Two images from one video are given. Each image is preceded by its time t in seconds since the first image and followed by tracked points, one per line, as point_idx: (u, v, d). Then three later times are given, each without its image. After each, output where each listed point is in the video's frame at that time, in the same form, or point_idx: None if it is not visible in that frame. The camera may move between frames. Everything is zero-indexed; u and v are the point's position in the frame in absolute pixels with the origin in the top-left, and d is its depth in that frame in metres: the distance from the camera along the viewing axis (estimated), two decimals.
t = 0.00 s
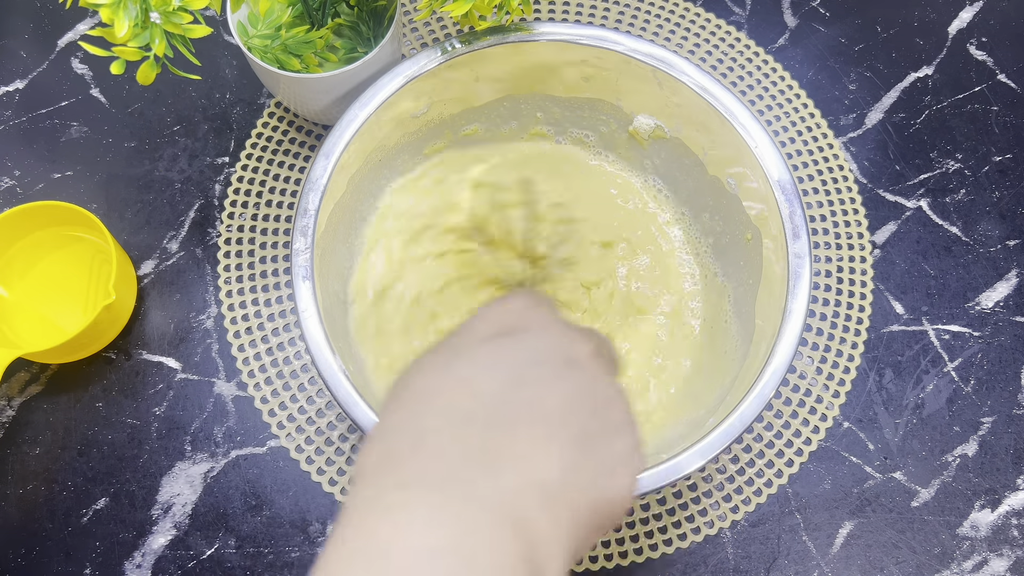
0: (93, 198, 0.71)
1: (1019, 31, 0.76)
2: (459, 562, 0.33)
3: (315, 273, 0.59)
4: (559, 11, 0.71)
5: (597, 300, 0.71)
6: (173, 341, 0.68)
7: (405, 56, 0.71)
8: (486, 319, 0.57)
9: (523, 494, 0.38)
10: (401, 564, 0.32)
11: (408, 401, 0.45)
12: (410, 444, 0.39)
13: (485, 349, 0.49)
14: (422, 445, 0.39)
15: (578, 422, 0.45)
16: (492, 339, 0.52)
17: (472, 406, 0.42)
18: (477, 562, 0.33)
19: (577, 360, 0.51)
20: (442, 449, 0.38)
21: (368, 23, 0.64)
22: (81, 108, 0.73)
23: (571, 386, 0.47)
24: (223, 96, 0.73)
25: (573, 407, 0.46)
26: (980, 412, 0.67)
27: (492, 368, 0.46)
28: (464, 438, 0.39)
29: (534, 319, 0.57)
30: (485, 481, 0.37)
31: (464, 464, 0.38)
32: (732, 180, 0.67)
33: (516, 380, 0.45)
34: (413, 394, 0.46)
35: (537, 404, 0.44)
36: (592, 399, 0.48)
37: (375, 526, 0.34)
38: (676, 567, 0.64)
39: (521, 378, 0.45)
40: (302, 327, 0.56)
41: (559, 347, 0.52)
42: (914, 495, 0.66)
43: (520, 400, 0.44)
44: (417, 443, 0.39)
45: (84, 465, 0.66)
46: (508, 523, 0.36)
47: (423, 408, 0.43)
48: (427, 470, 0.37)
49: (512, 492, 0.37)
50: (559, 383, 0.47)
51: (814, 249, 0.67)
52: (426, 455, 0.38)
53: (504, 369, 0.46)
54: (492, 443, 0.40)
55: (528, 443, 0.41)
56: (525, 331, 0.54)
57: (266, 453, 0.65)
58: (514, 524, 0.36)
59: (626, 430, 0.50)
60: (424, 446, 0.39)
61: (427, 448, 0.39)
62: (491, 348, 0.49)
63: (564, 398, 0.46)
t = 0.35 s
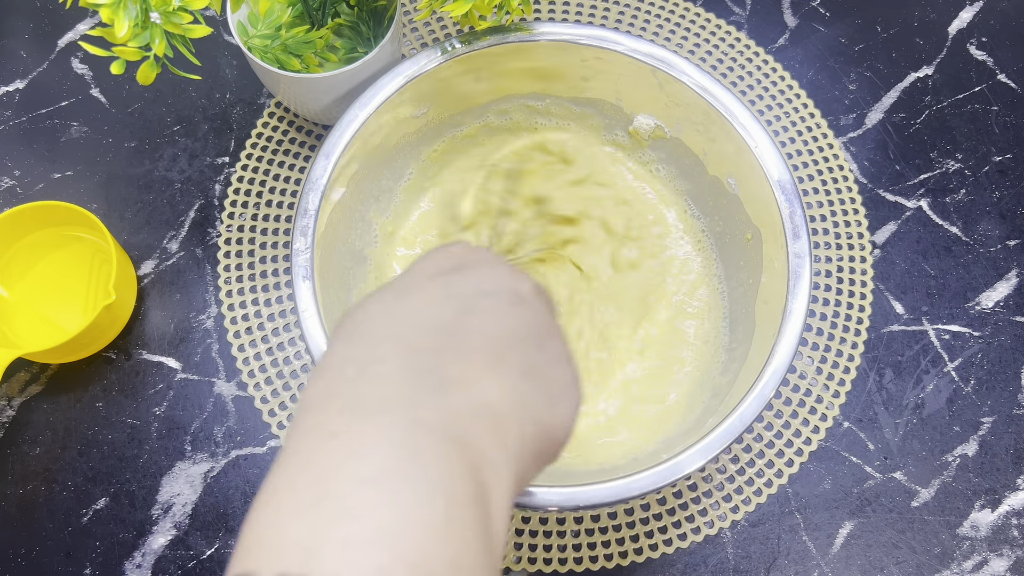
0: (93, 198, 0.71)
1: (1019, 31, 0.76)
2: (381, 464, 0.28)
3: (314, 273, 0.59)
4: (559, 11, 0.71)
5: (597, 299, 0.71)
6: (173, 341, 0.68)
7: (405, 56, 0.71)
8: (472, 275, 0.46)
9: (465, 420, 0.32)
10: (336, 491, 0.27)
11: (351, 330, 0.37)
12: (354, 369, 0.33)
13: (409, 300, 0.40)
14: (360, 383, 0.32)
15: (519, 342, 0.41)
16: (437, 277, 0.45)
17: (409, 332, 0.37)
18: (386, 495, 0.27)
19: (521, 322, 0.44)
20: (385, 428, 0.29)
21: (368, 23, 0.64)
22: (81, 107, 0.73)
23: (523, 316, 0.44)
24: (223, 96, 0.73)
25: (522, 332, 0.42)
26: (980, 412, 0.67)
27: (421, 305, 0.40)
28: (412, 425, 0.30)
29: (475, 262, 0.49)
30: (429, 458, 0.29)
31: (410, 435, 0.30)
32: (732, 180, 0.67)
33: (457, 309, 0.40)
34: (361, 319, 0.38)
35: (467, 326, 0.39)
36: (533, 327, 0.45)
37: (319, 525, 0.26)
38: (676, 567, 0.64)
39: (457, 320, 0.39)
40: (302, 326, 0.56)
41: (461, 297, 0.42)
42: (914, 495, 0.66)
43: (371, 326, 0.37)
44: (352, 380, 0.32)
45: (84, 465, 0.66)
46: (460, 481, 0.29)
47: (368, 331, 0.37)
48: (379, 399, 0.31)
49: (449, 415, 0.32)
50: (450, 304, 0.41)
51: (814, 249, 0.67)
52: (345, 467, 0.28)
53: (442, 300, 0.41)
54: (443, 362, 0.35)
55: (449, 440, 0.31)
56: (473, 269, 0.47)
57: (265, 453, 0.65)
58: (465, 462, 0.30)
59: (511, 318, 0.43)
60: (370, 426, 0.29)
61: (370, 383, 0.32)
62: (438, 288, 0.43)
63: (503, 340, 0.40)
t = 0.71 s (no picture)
0: (93, 198, 0.71)
1: (1019, 31, 0.76)
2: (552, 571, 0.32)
3: (315, 273, 0.59)
4: (559, 11, 0.71)
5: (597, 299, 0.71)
6: (173, 341, 0.68)
7: (405, 56, 0.71)
8: (598, 391, 0.44)
9: (572, 520, 0.34)
10: None
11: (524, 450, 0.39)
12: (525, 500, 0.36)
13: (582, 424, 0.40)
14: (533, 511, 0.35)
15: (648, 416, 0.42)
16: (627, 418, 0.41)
17: (596, 469, 0.37)
18: None
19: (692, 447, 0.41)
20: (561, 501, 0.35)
21: (368, 23, 0.64)
22: (81, 108, 0.73)
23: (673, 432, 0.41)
24: (223, 96, 0.73)
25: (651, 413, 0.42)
26: (980, 412, 0.67)
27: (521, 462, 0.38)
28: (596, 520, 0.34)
29: (666, 404, 0.44)
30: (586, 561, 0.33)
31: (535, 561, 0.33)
32: (732, 180, 0.67)
33: (590, 427, 0.40)
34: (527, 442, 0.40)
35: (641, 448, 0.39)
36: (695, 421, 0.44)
37: None
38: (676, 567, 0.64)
39: (595, 442, 0.38)
40: (302, 326, 0.57)
41: (656, 429, 0.41)
42: (914, 495, 0.66)
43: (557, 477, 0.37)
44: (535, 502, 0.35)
45: (84, 465, 0.66)
46: None
47: (545, 443, 0.39)
48: None
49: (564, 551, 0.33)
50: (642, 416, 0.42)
51: (814, 249, 0.67)
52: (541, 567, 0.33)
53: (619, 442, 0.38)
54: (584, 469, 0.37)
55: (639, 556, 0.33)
56: (664, 413, 0.43)
57: (266, 453, 0.65)
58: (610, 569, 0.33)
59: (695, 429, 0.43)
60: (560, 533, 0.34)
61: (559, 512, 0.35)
62: (615, 429, 0.40)
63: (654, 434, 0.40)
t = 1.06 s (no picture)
0: (93, 198, 0.71)
1: (1019, 31, 0.76)
2: (500, 511, 0.36)
3: (315, 273, 0.59)
4: (559, 11, 0.71)
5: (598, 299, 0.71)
6: (173, 341, 0.68)
7: (405, 56, 0.71)
8: (500, 316, 0.54)
9: (526, 504, 0.37)
10: (401, 559, 0.31)
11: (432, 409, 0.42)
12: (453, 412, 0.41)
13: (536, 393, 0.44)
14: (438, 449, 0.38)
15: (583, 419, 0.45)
16: (512, 339, 0.49)
17: (481, 420, 0.40)
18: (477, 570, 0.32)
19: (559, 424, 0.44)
20: (450, 499, 0.34)
21: (368, 23, 0.64)
22: (81, 108, 0.73)
23: (591, 385, 0.48)
24: (223, 96, 0.73)
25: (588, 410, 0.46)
26: (980, 412, 0.67)
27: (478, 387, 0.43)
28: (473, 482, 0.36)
29: (548, 317, 0.54)
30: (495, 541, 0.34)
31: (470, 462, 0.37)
32: (732, 180, 0.67)
33: (529, 376, 0.44)
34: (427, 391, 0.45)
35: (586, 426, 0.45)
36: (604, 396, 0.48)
37: None
38: (676, 567, 0.64)
39: (522, 385, 0.44)
40: (302, 326, 0.57)
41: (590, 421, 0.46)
42: (914, 495, 0.66)
43: (464, 408, 0.42)
44: (437, 461, 0.37)
45: (84, 465, 0.66)
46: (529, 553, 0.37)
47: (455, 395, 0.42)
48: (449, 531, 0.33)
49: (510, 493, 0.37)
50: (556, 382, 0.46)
51: (814, 249, 0.67)
52: (421, 541, 0.32)
53: (508, 368, 0.45)
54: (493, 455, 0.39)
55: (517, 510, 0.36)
56: (539, 330, 0.51)
57: (265, 453, 0.65)
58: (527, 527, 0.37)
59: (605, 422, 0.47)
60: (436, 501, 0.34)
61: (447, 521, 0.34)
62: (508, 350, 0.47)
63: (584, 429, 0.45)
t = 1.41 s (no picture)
0: (93, 198, 0.71)
1: (1019, 31, 0.76)
2: None
3: (315, 273, 0.59)
4: (559, 11, 0.71)
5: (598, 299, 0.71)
6: (173, 341, 0.68)
7: (405, 56, 0.71)
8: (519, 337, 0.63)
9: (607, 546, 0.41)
10: None
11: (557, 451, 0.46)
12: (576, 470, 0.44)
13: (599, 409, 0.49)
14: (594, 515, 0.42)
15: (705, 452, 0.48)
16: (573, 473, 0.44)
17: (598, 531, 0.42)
18: None
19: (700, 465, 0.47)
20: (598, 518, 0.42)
21: (368, 23, 0.64)
22: (81, 108, 0.73)
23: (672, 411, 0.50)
24: (223, 96, 0.73)
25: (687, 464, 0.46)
26: (980, 412, 0.67)
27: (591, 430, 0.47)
28: None
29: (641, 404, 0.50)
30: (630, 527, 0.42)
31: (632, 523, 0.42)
32: (732, 180, 0.67)
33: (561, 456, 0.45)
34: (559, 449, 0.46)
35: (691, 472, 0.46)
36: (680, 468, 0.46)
37: None
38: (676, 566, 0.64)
39: (617, 443, 0.46)
40: (302, 326, 0.57)
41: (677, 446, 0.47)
42: (915, 495, 0.66)
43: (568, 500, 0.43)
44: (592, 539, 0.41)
45: (84, 465, 0.66)
46: None
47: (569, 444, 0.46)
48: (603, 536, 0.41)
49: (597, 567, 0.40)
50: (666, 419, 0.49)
51: (814, 249, 0.67)
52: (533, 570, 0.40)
53: (655, 445, 0.46)
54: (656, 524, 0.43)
55: None
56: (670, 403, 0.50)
57: (265, 453, 0.65)
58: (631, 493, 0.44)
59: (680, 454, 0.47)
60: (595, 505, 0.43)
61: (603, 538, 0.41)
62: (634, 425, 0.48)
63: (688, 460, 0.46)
